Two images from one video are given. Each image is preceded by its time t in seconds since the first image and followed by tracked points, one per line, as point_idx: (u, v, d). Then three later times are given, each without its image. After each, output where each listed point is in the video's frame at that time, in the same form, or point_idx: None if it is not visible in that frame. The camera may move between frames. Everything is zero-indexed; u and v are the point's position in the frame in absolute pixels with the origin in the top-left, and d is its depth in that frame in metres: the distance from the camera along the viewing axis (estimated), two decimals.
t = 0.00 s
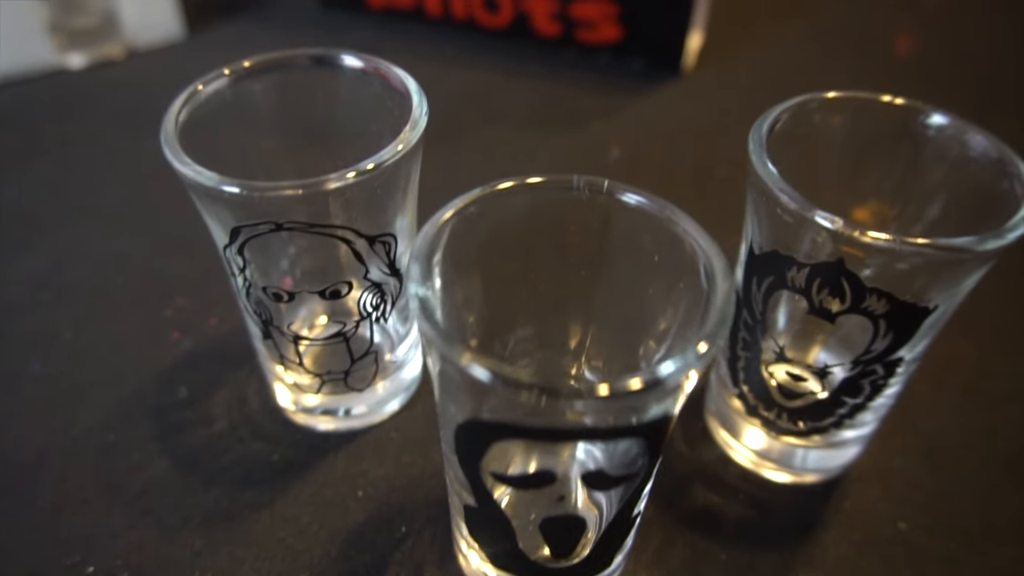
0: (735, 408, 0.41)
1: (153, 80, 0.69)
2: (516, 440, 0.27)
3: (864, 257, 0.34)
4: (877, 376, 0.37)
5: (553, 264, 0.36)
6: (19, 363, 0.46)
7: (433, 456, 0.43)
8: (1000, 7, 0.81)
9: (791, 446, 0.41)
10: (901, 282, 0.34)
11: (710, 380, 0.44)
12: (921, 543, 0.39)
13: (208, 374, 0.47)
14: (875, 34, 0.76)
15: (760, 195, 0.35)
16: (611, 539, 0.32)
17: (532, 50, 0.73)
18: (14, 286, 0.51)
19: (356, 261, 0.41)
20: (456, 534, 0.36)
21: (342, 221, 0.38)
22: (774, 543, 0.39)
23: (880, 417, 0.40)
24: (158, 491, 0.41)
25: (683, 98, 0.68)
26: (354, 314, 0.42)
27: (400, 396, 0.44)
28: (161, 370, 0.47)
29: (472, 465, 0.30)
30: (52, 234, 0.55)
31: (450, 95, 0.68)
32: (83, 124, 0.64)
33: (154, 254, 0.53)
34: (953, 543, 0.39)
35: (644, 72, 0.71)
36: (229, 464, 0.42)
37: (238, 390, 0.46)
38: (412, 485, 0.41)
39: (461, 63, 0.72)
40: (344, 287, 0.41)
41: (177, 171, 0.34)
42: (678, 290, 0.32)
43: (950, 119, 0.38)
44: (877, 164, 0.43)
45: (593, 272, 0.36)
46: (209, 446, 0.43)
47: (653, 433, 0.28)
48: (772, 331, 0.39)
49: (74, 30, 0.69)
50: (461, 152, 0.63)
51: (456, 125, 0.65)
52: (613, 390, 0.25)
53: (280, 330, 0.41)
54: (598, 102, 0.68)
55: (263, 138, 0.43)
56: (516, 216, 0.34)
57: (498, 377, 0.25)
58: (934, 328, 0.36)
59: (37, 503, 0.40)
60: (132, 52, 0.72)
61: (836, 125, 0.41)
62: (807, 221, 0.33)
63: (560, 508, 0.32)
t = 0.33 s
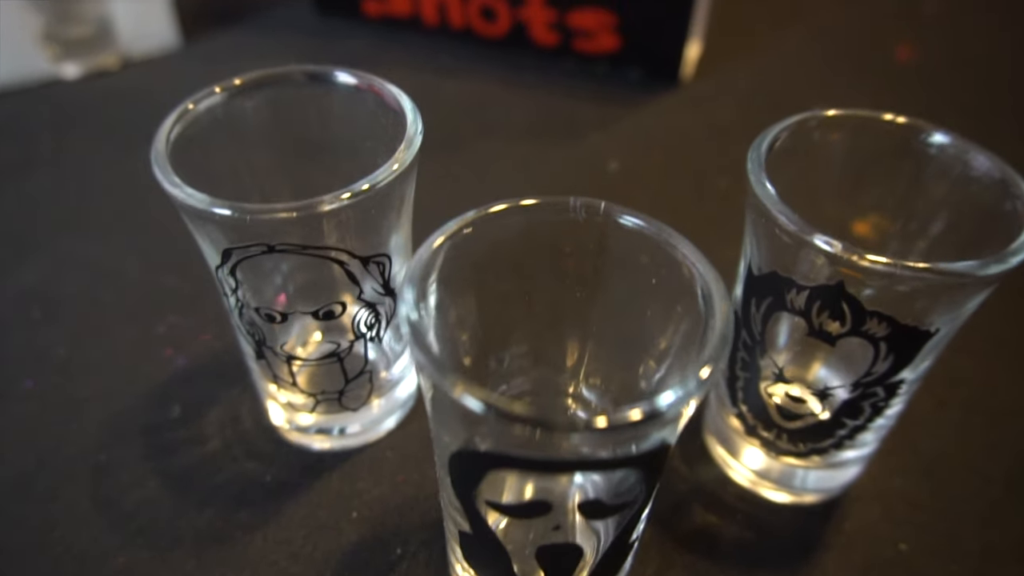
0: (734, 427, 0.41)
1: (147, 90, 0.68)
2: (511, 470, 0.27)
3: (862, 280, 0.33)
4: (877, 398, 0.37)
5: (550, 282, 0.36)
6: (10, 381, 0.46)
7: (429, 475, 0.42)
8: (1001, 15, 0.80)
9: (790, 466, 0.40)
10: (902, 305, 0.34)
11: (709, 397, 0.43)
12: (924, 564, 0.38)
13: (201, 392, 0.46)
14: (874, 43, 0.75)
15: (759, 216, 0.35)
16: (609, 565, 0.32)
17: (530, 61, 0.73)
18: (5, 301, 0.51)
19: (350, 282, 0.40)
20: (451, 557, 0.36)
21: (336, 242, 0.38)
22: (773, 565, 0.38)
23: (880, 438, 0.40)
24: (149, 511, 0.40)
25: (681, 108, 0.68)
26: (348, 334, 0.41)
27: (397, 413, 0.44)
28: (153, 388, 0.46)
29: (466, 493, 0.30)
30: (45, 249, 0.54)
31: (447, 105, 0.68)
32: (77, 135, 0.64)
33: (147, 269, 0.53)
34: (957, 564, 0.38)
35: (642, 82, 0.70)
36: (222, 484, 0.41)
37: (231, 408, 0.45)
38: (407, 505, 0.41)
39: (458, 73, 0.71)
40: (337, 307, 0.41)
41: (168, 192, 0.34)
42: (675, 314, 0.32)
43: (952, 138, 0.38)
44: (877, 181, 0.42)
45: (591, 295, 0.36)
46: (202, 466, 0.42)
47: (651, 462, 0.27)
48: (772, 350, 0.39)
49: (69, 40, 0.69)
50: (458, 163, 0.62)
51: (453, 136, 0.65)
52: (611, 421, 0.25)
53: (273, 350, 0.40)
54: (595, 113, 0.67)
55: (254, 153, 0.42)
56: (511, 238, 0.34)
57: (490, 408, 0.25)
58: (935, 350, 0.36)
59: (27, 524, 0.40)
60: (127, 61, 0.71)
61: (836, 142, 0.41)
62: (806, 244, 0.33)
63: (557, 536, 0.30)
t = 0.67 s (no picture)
0: (734, 443, 0.40)
1: (144, 100, 0.68)
2: (508, 497, 0.27)
3: (863, 301, 0.33)
4: (880, 417, 0.36)
5: (548, 298, 0.35)
6: (4, 397, 0.46)
7: (426, 491, 0.41)
8: (1001, 20, 0.80)
9: (792, 484, 0.40)
10: (904, 326, 0.34)
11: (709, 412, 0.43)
12: None
13: (196, 407, 0.46)
14: (875, 51, 0.75)
15: (760, 234, 0.35)
16: None
17: (529, 69, 0.72)
18: None
19: (346, 299, 0.40)
20: None
21: (334, 261, 0.37)
22: None
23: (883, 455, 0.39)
24: (144, 530, 0.40)
25: (681, 117, 0.67)
26: (345, 352, 0.41)
27: (395, 428, 0.44)
28: (148, 403, 0.46)
29: (464, 517, 0.29)
30: (40, 262, 0.54)
31: (445, 114, 0.67)
32: (73, 145, 0.63)
33: (143, 281, 0.52)
34: None
35: (641, 90, 0.70)
36: (218, 503, 0.41)
37: (227, 424, 0.45)
38: (405, 523, 0.40)
39: (456, 82, 0.71)
40: (333, 324, 0.41)
41: (161, 212, 0.34)
42: (676, 335, 0.32)
43: (955, 155, 0.38)
44: (880, 194, 0.42)
45: (590, 313, 0.35)
46: (197, 484, 0.42)
47: (651, 489, 0.27)
48: (773, 368, 0.38)
49: (65, 49, 0.69)
50: (457, 173, 0.62)
51: (451, 146, 0.65)
52: (612, 450, 0.24)
53: (269, 368, 0.40)
54: (594, 122, 0.67)
55: (250, 169, 0.42)
56: (508, 257, 0.33)
57: (486, 436, 0.24)
58: (939, 369, 0.36)
59: (20, 544, 0.39)
60: (123, 70, 0.71)
61: (838, 157, 0.40)
62: (806, 264, 0.33)
63: (554, 563, 0.30)
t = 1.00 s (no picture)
0: (734, 459, 0.40)
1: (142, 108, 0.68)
2: (505, 524, 0.26)
3: (863, 321, 0.33)
4: (881, 437, 0.36)
5: (547, 316, 0.35)
6: None
7: (423, 508, 0.41)
8: (1001, 28, 0.80)
9: (792, 501, 0.39)
10: (905, 346, 0.34)
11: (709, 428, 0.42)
12: None
13: (192, 422, 0.45)
14: (876, 58, 0.75)
15: (760, 253, 0.35)
16: None
17: (528, 76, 0.72)
18: None
19: (342, 317, 0.39)
20: None
21: (331, 278, 0.37)
22: None
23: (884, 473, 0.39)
24: (139, 548, 0.40)
25: (681, 124, 0.67)
26: (341, 371, 0.41)
27: (394, 442, 0.43)
28: (144, 417, 0.45)
29: (461, 542, 0.29)
30: (37, 273, 0.53)
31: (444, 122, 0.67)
32: (69, 154, 0.63)
33: (139, 293, 0.52)
34: None
35: (641, 97, 0.69)
36: (214, 519, 0.41)
37: (223, 439, 0.45)
38: (402, 540, 0.40)
39: (455, 89, 0.71)
40: (329, 343, 0.41)
41: (154, 230, 0.34)
42: (676, 356, 0.31)
43: (958, 172, 0.37)
44: (881, 207, 0.41)
45: (589, 330, 0.35)
46: (193, 500, 0.42)
47: (650, 515, 0.27)
48: (773, 385, 0.38)
49: (61, 57, 0.68)
50: (455, 182, 0.62)
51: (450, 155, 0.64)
52: (612, 479, 0.24)
53: (265, 386, 0.40)
54: (594, 129, 0.67)
55: (247, 184, 0.41)
56: (505, 277, 0.33)
57: (482, 465, 0.24)
58: (941, 389, 0.36)
59: (13, 561, 0.39)
60: (120, 77, 0.71)
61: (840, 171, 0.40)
62: (806, 284, 0.33)
63: None
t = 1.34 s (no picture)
0: (734, 479, 0.40)
1: (139, 119, 0.67)
2: (502, 557, 0.26)
3: (863, 346, 0.33)
4: (882, 459, 0.36)
5: (545, 340, 0.35)
6: None
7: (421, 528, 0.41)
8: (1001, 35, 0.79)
9: (793, 522, 0.39)
10: (905, 370, 0.33)
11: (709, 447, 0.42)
12: None
13: (190, 440, 0.45)
14: (875, 66, 0.74)
15: (760, 276, 0.34)
16: None
17: (527, 85, 0.72)
18: None
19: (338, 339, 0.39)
20: None
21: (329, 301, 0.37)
22: None
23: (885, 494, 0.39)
24: (136, 569, 0.39)
25: (680, 134, 0.67)
26: (337, 393, 0.40)
27: (394, 461, 0.43)
28: (142, 436, 0.45)
29: (460, 570, 0.29)
30: (34, 288, 0.53)
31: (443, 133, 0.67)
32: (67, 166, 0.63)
33: (137, 308, 0.52)
34: None
35: (640, 106, 0.69)
36: (211, 540, 0.41)
37: (221, 458, 0.44)
38: (401, 560, 0.40)
39: (453, 99, 0.70)
40: (326, 367, 0.40)
41: (149, 255, 0.33)
42: (675, 381, 0.31)
43: (959, 193, 0.37)
44: (880, 225, 0.41)
45: (587, 353, 0.35)
46: (190, 520, 0.41)
47: (650, 546, 0.27)
48: (772, 407, 0.38)
49: (59, 68, 0.68)
50: (454, 194, 0.61)
51: (449, 166, 0.64)
52: (613, 514, 0.24)
53: (262, 408, 0.40)
54: (593, 140, 0.66)
55: (242, 204, 0.41)
56: (502, 301, 0.33)
57: (477, 499, 0.24)
58: (941, 412, 0.35)
59: None
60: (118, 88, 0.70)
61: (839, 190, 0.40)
62: (806, 308, 0.32)
63: None
